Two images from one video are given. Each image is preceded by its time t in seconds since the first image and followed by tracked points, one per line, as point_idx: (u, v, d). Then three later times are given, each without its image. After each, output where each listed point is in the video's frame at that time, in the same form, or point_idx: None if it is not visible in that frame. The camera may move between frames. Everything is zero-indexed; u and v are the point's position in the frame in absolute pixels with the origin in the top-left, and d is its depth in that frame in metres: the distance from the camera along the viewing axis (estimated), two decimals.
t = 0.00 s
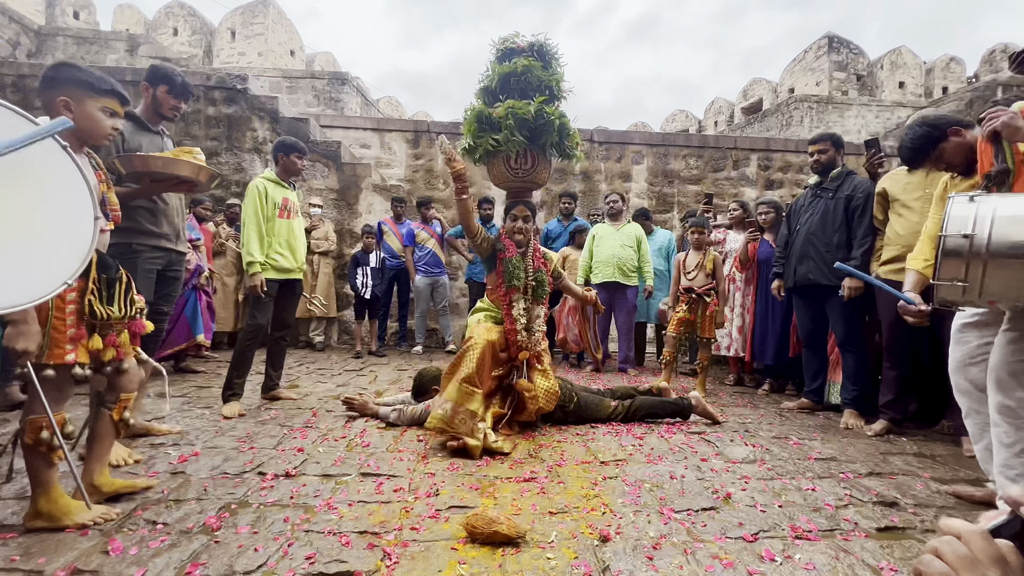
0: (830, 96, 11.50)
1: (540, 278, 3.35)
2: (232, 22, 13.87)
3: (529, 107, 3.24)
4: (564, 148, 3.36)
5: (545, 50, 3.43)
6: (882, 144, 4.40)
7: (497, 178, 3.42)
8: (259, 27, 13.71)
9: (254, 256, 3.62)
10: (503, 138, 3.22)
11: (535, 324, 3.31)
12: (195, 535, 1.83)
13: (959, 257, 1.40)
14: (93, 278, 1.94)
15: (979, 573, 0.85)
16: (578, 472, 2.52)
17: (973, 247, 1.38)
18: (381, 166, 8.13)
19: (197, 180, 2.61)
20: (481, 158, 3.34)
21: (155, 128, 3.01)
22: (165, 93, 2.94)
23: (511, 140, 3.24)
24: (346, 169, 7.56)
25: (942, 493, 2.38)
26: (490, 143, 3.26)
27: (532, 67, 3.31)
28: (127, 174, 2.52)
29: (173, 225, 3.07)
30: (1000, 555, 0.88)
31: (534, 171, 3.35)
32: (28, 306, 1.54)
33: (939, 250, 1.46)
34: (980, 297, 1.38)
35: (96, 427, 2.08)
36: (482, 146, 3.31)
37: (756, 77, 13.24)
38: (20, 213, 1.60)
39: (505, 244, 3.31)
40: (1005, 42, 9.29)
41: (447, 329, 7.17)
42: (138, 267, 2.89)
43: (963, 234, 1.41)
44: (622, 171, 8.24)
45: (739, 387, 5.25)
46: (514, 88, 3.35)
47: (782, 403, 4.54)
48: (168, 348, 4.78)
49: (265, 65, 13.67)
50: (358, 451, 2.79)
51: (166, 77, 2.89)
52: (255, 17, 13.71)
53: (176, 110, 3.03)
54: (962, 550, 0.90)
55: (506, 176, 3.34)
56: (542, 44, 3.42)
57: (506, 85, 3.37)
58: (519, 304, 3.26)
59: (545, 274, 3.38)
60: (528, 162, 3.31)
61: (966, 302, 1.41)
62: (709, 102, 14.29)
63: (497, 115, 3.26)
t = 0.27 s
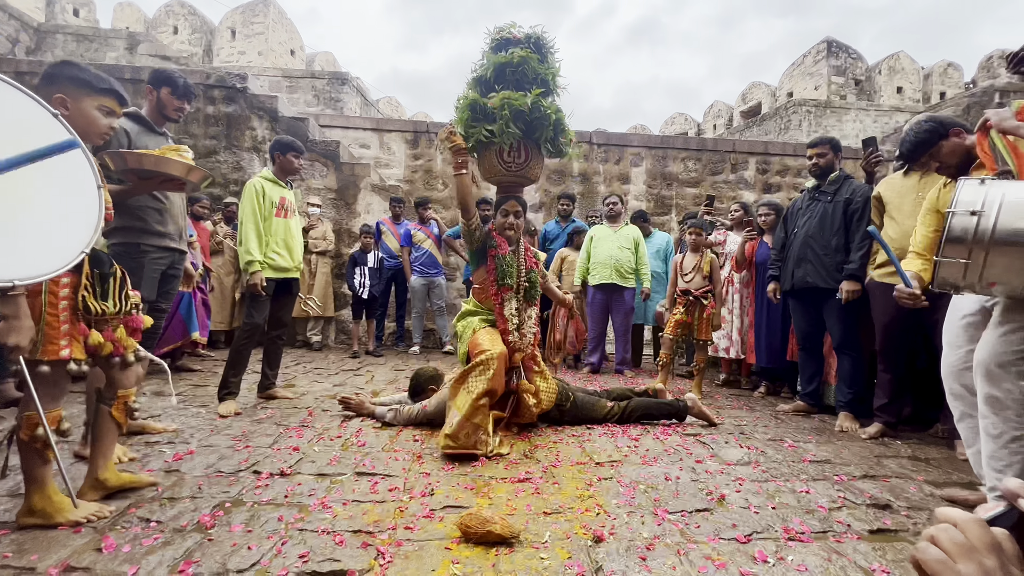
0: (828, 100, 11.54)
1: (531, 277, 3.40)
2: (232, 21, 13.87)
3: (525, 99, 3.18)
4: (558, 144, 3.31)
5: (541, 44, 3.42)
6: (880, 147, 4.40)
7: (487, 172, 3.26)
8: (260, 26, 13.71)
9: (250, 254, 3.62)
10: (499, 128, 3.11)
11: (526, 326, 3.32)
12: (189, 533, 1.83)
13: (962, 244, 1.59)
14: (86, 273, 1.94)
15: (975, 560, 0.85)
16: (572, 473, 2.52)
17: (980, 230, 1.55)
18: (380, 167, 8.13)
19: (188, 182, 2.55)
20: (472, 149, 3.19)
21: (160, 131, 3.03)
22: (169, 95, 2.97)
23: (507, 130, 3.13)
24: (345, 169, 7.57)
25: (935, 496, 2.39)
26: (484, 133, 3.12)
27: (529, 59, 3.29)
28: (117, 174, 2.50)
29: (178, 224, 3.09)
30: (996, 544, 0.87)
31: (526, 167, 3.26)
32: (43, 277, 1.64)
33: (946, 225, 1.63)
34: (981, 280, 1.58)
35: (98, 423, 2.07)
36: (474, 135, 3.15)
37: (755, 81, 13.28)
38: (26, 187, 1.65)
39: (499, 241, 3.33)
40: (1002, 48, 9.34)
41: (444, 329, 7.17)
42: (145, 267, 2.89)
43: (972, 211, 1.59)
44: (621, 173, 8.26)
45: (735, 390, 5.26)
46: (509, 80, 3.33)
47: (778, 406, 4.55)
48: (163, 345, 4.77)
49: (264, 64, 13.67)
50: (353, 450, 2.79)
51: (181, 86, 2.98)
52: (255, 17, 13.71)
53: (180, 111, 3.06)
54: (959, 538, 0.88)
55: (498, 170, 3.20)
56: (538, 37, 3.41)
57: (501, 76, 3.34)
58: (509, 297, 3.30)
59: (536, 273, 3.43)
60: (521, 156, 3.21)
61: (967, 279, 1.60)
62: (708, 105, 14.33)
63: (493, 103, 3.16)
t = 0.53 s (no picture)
0: (828, 103, 11.56)
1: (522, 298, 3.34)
2: (232, 20, 13.86)
3: (522, 105, 3.15)
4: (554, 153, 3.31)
5: (536, 49, 3.39)
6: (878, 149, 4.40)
7: (481, 180, 3.25)
8: (260, 25, 13.70)
9: (247, 252, 3.62)
10: (495, 135, 3.09)
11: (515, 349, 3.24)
12: (184, 532, 1.82)
13: (944, 189, 1.81)
14: (76, 270, 1.92)
15: (975, 559, 0.85)
16: (569, 473, 2.52)
17: (953, 173, 1.79)
18: (379, 166, 8.13)
19: (175, 176, 2.53)
20: (467, 155, 3.20)
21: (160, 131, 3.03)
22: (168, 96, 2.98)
23: (504, 138, 3.12)
24: (344, 168, 7.56)
25: (931, 499, 2.39)
26: (480, 140, 3.12)
27: (524, 64, 3.26)
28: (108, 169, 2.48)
29: (177, 223, 3.08)
30: (996, 543, 0.86)
31: (522, 176, 3.25)
32: (27, 280, 1.60)
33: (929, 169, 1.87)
34: (961, 218, 1.78)
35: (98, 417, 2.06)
36: (470, 142, 3.15)
37: (754, 83, 13.31)
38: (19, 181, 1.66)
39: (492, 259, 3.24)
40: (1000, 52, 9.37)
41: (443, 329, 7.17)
42: (144, 266, 2.89)
43: (955, 154, 1.83)
44: (620, 174, 8.27)
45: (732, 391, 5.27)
46: (503, 85, 3.29)
47: (775, 407, 4.55)
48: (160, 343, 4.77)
49: (264, 63, 13.66)
50: (350, 450, 2.78)
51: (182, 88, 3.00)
52: (255, 15, 13.70)
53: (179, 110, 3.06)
54: (958, 538, 0.88)
55: (492, 178, 3.20)
56: (532, 42, 3.36)
57: (496, 80, 3.31)
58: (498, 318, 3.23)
59: (527, 295, 3.37)
60: (516, 164, 3.20)
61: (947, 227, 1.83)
62: (707, 107, 14.36)
63: (490, 108, 3.14)
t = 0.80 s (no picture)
0: (827, 106, 11.58)
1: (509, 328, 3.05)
2: (232, 18, 13.85)
3: (517, 130, 3.24)
4: (544, 181, 3.41)
5: (530, 74, 3.48)
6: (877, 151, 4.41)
7: (467, 202, 3.32)
8: (260, 24, 13.69)
9: (246, 252, 3.64)
10: (489, 160, 3.17)
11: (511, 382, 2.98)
12: (181, 530, 1.83)
13: (902, 239, 1.84)
14: (66, 269, 1.93)
15: (964, 562, 0.86)
16: (566, 474, 2.53)
17: (912, 225, 1.80)
18: (379, 166, 8.14)
19: (163, 171, 2.54)
20: (458, 177, 3.25)
21: (157, 130, 3.03)
22: (167, 95, 2.99)
23: (496, 163, 3.20)
24: (343, 167, 7.57)
25: (927, 501, 2.41)
26: (472, 163, 3.18)
27: (520, 88, 3.35)
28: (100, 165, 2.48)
29: (174, 222, 3.07)
30: (983, 545, 0.87)
31: (511, 201, 3.35)
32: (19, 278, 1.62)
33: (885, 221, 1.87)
34: (927, 268, 1.81)
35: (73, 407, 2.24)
36: (463, 164, 3.20)
37: (754, 85, 13.33)
38: (14, 180, 1.67)
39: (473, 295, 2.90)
40: (999, 56, 9.39)
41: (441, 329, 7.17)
42: (139, 263, 2.87)
43: (905, 210, 1.85)
44: (619, 175, 8.28)
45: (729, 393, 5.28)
46: (497, 106, 3.37)
47: (773, 409, 4.56)
48: (159, 341, 4.77)
49: (264, 62, 13.65)
50: (348, 449, 2.79)
51: (181, 87, 3.02)
52: (256, 14, 13.70)
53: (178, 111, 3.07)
54: (947, 540, 0.89)
55: (480, 202, 3.27)
56: (526, 67, 3.46)
57: (490, 102, 3.36)
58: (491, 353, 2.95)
59: (513, 323, 3.07)
60: (507, 190, 3.29)
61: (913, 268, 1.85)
62: (707, 109, 14.38)
63: (483, 132, 3.20)
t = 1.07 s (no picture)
0: (826, 108, 11.60)
1: (503, 316, 3.03)
2: (233, 18, 13.86)
3: (514, 115, 3.23)
4: (541, 168, 3.41)
5: (527, 60, 3.44)
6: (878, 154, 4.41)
7: (463, 187, 3.32)
8: (260, 24, 13.70)
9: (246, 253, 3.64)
10: (486, 144, 3.16)
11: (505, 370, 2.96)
12: (179, 531, 1.83)
13: (871, 260, 2.22)
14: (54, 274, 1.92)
15: (956, 566, 0.86)
16: (564, 476, 2.53)
17: (878, 245, 2.17)
18: (379, 167, 8.15)
19: (159, 172, 2.55)
20: (455, 162, 3.24)
21: (156, 131, 3.02)
22: (166, 96, 2.98)
23: (493, 145, 3.20)
24: (343, 168, 7.57)
25: (923, 504, 2.42)
26: (469, 147, 3.17)
27: (518, 72, 3.32)
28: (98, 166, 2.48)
29: (172, 222, 3.06)
30: (975, 549, 0.88)
31: (507, 187, 3.34)
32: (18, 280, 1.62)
33: (856, 244, 2.26)
34: (897, 285, 2.14)
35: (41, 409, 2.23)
36: (459, 148, 3.20)
37: (754, 87, 13.35)
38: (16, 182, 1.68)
39: (465, 282, 2.90)
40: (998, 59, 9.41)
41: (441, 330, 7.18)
42: (138, 264, 2.85)
43: (872, 232, 2.21)
44: (618, 177, 8.29)
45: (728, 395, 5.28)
46: (495, 91, 3.35)
47: (771, 411, 4.57)
48: (158, 340, 4.77)
49: (265, 62, 13.66)
50: (347, 450, 2.79)
51: (181, 89, 3.01)
52: (257, 14, 13.70)
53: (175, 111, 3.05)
54: (940, 544, 0.89)
55: (476, 188, 3.28)
56: (524, 51, 3.44)
57: (487, 86, 3.35)
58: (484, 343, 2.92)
59: (507, 310, 3.04)
60: (502, 176, 3.29)
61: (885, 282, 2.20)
62: (707, 110, 14.40)
63: (480, 115, 3.21)
